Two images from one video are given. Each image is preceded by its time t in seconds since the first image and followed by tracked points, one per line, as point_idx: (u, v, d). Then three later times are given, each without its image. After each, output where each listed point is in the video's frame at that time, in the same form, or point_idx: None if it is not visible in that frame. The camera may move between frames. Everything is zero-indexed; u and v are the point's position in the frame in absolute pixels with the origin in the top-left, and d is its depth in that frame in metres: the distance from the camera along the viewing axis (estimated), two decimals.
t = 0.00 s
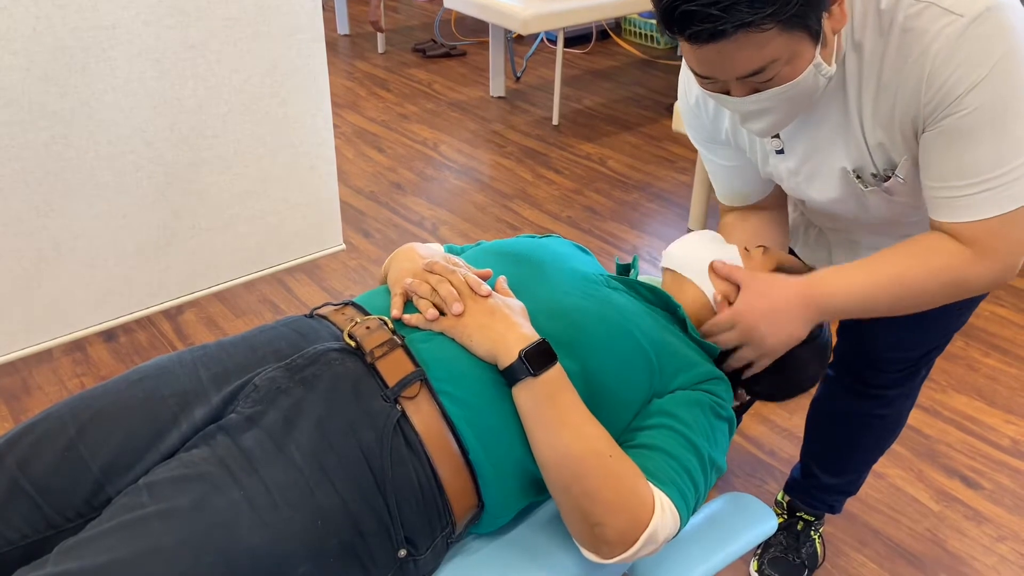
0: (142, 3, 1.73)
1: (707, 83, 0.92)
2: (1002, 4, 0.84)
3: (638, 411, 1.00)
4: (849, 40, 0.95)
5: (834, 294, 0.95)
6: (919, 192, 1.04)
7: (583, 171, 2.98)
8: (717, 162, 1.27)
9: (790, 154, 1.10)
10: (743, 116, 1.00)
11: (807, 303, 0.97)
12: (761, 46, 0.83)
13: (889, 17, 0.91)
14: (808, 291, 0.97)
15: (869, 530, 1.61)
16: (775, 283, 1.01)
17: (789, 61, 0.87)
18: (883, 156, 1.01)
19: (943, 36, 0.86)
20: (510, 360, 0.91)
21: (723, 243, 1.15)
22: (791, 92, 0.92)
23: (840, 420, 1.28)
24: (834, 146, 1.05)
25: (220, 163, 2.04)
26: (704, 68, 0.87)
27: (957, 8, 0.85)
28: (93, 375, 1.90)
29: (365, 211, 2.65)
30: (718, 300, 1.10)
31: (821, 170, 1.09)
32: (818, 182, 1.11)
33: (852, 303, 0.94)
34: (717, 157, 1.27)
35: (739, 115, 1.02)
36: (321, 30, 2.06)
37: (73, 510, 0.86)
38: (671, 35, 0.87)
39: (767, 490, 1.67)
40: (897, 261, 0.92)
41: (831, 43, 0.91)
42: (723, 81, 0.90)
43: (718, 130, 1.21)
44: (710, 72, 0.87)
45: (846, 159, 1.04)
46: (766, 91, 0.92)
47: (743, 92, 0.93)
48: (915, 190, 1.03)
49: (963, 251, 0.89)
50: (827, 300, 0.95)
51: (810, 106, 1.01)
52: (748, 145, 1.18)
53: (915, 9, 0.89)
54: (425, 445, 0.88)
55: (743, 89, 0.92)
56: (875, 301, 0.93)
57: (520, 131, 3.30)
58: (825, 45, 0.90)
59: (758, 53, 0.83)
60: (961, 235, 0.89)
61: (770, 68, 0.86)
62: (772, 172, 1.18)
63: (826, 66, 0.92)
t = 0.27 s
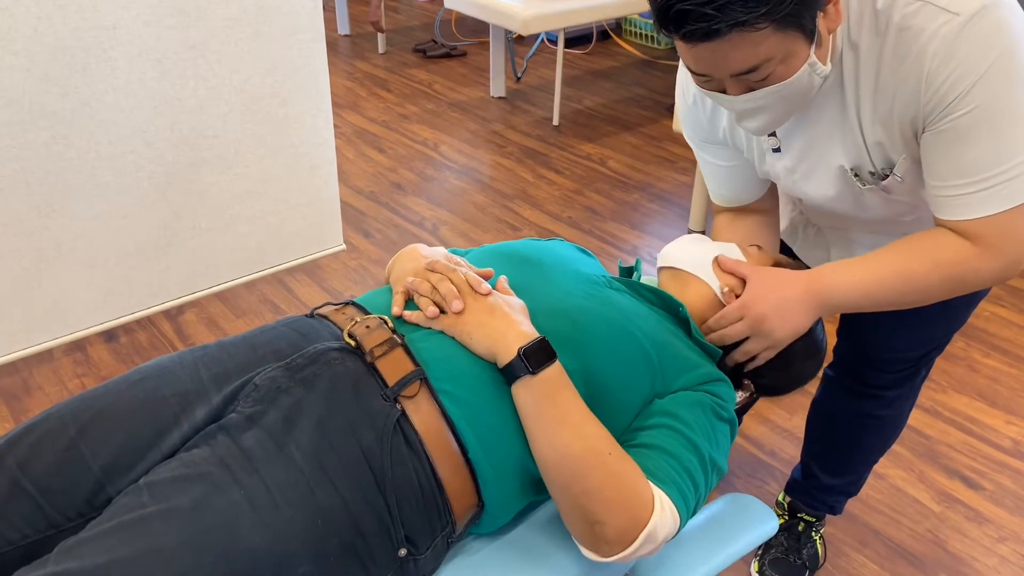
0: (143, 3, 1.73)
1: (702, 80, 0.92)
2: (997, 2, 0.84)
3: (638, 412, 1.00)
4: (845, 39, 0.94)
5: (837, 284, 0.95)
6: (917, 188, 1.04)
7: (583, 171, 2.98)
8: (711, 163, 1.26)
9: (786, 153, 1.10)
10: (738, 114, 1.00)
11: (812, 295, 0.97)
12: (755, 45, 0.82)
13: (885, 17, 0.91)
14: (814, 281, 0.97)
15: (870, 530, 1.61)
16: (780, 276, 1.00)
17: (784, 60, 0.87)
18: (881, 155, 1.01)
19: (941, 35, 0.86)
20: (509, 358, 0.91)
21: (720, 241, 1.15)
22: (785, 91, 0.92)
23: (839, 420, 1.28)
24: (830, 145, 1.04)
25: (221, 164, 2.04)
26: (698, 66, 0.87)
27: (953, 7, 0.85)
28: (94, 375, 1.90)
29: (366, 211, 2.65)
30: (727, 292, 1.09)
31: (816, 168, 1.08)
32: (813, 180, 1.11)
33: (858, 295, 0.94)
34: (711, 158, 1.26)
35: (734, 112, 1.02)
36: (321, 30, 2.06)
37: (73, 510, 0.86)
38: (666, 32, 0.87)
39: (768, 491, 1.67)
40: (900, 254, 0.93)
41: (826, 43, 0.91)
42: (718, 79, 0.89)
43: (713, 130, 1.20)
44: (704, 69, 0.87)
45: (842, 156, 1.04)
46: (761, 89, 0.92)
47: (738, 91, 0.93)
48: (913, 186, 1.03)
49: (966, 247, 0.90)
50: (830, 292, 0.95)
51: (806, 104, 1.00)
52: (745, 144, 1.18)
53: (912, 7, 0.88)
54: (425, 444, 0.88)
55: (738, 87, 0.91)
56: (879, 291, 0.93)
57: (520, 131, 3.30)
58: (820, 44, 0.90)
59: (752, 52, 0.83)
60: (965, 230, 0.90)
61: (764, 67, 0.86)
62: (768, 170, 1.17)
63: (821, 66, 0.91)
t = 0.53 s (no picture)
0: (143, 3, 1.73)
1: (701, 58, 0.91)
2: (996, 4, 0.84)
3: (647, 411, 0.99)
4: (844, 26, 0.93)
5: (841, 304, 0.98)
6: (905, 181, 1.04)
7: (583, 172, 2.98)
8: (696, 132, 1.28)
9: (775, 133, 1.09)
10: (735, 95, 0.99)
11: (819, 317, 0.99)
12: (760, 27, 0.82)
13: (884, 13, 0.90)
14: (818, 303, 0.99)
15: (872, 532, 1.61)
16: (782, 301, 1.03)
17: (786, 45, 0.87)
18: (870, 146, 1.01)
19: (939, 35, 0.85)
20: (522, 365, 0.91)
21: (720, 235, 1.15)
22: (785, 75, 0.92)
23: (836, 421, 1.28)
24: (821, 132, 1.04)
25: (222, 164, 2.04)
26: (702, 44, 0.87)
27: (953, 7, 0.84)
28: (94, 376, 1.90)
29: (367, 212, 2.65)
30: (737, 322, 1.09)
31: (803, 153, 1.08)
32: (798, 163, 1.11)
33: (865, 310, 0.97)
34: (697, 128, 1.27)
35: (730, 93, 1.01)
36: (322, 31, 2.06)
37: (76, 514, 0.86)
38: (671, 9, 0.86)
39: (769, 492, 1.67)
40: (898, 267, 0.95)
41: (828, 27, 0.90)
42: (718, 59, 0.89)
43: (701, 103, 1.21)
44: (707, 48, 0.87)
45: (833, 144, 1.04)
46: (760, 72, 0.92)
47: (737, 72, 0.92)
48: (901, 180, 1.03)
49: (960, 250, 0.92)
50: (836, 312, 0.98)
51: (803, 88, 0.99)
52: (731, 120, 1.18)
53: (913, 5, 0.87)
54: (430, 450, 0.88)
55: (738, 68, 0.91)
56: (884, 304, 0.96)
57: (521, 132, 3.30)
58: (822, 31, 0.90)
59: (758, 33, 0.83)
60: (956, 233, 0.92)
61: (767, 49, 0.86)
62: (754, 150, 1.18)
63: (822, 53, 0.92)
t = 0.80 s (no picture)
0: (143, 3, 1.73)
1: (699, 44, 0.91)
2: (981, 17, 0.87)
3: (647, 398, 0.99)
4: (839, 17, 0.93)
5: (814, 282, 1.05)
6: (882, 178, 1.06)
7: (584, 172, 2.98)
8: (661, 100, 1.26)
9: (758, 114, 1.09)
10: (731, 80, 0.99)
11: (791, 292, 1.07)
12: (765, 18, 0.82)
13: (875, 15, 0.90)
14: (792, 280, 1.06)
15: (872, 532, 1.60)
16: (757, 278, 1.09)
17: (786, 36, 0.87)
18: (852, 141, 1.02)
19: (930, 43, 0.87)
20: (523, 359, 0.91)
21: (696, 223, 1.16)
22: (781, 64, 0.92)
23: (829, 416, 1.28)
24: (804, 122, 1.04)
25: (222, 163, 2.03)
26: (703, 32, 0.86)
27: (945, 16, 0.86)
28: (94, 377, 1.90)
29: (367, 212, 2.65)
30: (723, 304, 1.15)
31: (784, 138, 1.09)
32: (779, 147, 1.11)
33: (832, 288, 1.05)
34: (664, 96, 1.25)
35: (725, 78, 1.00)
36: (322, 31, 2.05)
37: (74, 514, 0.86)
38: None
39: (769, 493, 1.67)
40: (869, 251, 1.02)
41: (826, 18, 0.90)
42: (717, 47, 0.89)
43: (677, 74, 1.18)
44: (708, 36, 0.86)
45: (817, 135, 1.04)
46: (757, 61, 0.92)
47: (734, 59, 0.92)
48: (879, 174, 1.05)
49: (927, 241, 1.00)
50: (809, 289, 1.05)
51: (797, 75, 0.99)
52: (707, 97, 1.17)
53: (906, 10, 0.88)
54: (431, 450, 0.88)
55: (735, 55, 0.91)
56: (852, 284, 1.04)
57: (521, 132, 3.30)
58: (820, 22, 0.90)
59: (761, 23, 0.83)
60: (928, 227, 0.99)
61: (768, 40, 0.86)
62: (735, 131, 1.17)
63: (819, 42, 0.92)
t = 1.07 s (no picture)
0: (143, 4, 1.73)
1: (695, 45, 0.91)
2: (961, 18, 0.92)
3: (646, 392, 0.99)
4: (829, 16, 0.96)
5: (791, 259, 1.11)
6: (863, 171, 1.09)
7: (584, 173, 2.98)
8: (635, 90, 1.26)
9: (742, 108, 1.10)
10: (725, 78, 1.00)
11: (770, 266, 1.12)
12: (763, 22, 0.83)
13: (862, 15, 0.94)
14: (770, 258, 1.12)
15: (873, 532, 1.60)
16: (739, 250, 1.15)
17: (782, 37, 0.88)
18: (836, 134, 1.05)
19: (914, 44, 0.92)
20: (524, 357, 0.90)
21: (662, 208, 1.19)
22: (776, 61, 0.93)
23: (822, 409, 1.31)
24: (790, 117, 1.06)
25: (223, 164, 2.04)
26: (700, 34, 0.86)
27: (929, 18, 0.91)
28: (95, 377, 1.90)
29: (367, 213, 2.65)
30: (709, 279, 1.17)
31: (767, 132, 1.10)
32: (763, 142, 1.13)
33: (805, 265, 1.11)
34: (639, 86, 1.25)
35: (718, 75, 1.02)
36: (322, 31, 2.06)
37: (74, 514, 0.86)
38: None
39: (769, 493, 1.67)
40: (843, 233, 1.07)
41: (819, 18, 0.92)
42: (713, 49, 0.89)
43: (656, 66, 1.19)
44: (705, 39, 0.87)
45: (801, 130, 1.07)
46: (752, 61, 0.92)
47: (730, 59, 0.92)
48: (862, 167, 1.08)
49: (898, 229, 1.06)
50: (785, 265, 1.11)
51: (788, 71, 1.01)
52: (689, 89, 1.18)
53: (892, 11, 0.92)
54: (431, 449, 0.87)
55: (731, 56, 0.91)
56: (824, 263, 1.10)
57: (521, 133, 3.30)
58: (813, 21, 0.90)
59: (758, 27, 0.83)
60: (900, 215, 1.05)
61: (763, 42, 0.87)
62: (717, 123, 1.17)
63: (811, 40, 0.93)
